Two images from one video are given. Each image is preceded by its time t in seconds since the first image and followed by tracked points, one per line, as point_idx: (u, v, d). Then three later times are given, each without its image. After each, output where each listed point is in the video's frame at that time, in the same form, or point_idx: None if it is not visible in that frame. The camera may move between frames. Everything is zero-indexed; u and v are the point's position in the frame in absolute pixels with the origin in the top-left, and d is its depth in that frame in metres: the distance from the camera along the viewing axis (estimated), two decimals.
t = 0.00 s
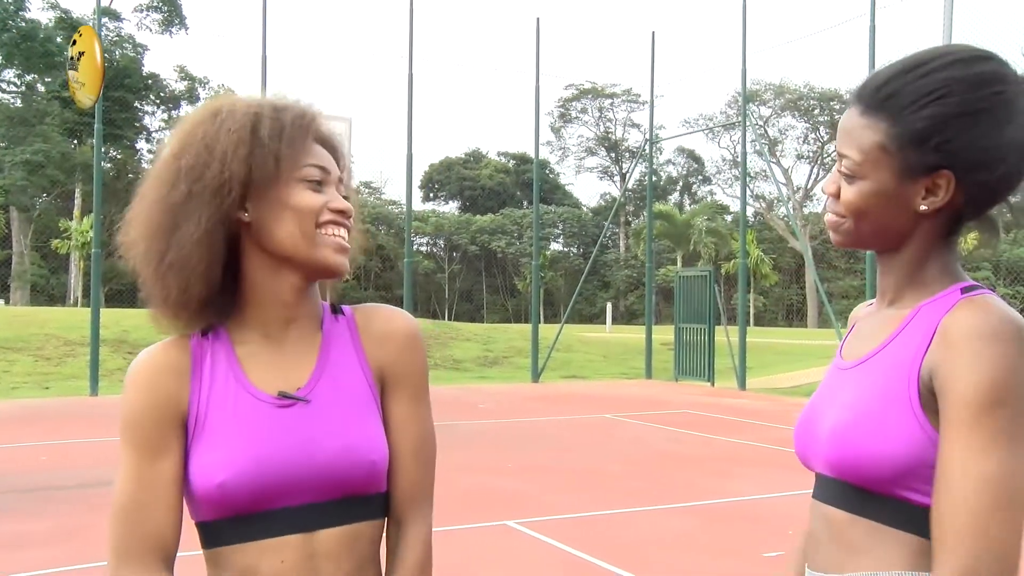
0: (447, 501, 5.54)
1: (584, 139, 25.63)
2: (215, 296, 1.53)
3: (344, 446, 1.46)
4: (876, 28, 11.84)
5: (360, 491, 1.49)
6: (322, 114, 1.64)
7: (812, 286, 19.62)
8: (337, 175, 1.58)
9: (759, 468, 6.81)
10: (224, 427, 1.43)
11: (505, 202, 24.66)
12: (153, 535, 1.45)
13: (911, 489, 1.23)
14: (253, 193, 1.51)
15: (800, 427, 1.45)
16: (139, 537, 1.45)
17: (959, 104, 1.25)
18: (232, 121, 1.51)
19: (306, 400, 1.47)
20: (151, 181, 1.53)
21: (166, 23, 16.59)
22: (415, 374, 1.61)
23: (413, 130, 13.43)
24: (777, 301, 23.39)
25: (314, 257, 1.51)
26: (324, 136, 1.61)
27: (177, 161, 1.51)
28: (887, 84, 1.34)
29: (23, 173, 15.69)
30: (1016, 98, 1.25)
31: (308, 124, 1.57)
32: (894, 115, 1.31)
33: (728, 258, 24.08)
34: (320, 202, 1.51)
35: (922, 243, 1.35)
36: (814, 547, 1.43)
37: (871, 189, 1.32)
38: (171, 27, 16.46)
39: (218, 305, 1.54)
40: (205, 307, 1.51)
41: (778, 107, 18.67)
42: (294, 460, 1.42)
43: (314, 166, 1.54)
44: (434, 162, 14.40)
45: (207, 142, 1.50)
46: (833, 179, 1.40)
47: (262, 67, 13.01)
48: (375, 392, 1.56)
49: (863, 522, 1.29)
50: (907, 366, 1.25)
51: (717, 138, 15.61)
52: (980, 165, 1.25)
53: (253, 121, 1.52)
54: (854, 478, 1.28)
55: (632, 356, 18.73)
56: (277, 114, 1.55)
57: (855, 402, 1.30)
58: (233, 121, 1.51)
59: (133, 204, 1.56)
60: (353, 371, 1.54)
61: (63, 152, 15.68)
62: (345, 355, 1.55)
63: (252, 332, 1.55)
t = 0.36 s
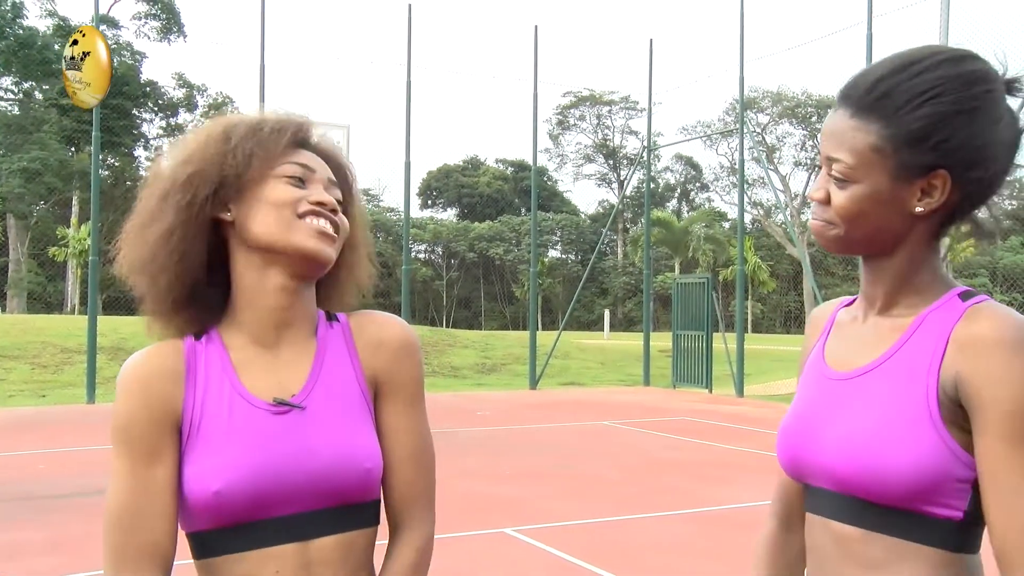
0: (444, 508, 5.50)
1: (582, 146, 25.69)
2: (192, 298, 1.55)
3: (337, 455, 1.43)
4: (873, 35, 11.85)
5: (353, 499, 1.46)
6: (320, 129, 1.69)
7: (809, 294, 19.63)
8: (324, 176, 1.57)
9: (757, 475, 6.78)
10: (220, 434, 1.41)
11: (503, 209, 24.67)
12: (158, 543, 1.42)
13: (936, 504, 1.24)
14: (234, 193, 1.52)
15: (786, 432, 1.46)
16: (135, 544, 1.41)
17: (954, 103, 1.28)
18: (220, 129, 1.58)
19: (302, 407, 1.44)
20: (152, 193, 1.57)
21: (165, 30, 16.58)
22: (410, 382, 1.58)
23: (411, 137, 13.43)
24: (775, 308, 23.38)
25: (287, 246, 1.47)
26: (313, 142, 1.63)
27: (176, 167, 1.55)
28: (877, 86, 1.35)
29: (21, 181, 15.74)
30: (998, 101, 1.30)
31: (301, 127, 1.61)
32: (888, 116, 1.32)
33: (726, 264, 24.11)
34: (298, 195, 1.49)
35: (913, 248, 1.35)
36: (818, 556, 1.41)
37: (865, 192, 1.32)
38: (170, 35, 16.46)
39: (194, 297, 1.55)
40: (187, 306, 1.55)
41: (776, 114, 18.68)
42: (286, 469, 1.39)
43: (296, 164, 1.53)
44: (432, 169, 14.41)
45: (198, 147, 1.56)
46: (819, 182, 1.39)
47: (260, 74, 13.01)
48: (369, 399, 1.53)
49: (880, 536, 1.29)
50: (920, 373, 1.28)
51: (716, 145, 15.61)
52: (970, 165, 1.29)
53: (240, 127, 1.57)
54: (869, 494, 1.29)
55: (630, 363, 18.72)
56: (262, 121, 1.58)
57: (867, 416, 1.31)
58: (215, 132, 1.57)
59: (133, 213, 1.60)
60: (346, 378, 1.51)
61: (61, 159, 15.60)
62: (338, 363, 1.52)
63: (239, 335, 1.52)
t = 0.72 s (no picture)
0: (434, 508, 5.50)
1: (572, 147, 25.71)
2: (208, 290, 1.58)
3: (330, 456, 1.45)
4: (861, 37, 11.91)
5: (343, 501, 1.48)
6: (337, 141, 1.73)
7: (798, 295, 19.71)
8: (336, 185, 1.61)
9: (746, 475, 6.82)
10: (216, 432, 1.42)
11: (493, 209, 24.66)
12: (174, 542, 1.37)
13: (912, 507, 1.27)
14: (247, 189, 1.54)
15: (760, 432, 1.48)
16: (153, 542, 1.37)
17: (935, 102, 1.30)
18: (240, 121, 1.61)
19: (296, 408, 1.46)
20: (164, 180, 1.58)
21: (154, 29, 16.52)
22: (400, 388, 1.59)
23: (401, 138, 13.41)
24: (763, 308, 23.49)
25: (294, 253, 1.50)
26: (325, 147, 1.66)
27: (199, 152, 1.56)
28: (859, 81, 1.36)
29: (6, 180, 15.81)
30: (974, 102, 1.32)
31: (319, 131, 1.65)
32: (868, 112, 1.34)
33: (715, 266, 24.17)
34: (309, 202, 1.52)
35: (883, 249, 1.38)
36: (795, 558, 1.43)
37: (840, 189, 1.34)
38: (158, 34, 16.39)
39: (200, 294, 1.57)
40: (188, 296, 1.56)
41: (765, 116, 18.74)
42: (287, 466, 1.41)
43: (309, 169, 1.56)
44: (422, 169, 14.39)
45: (216, 138, 1.57)
46: (794, 176, 1.41)
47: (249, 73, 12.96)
48: (359, 401, 1.55)
49: (858, 539, 1.32)
50: (892, 375, 1.30)
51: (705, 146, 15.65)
52: (943, 165, 1.31)
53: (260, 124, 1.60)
54: (843, 496, 1.32)
55: (619, 364, 18.75)
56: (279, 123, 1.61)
57: (841, 418, 1.33)
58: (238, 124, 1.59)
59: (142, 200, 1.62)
60: (339, 380, 1.52)
61: (48, 159, 15.67)
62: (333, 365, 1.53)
63: (233, 332, 1.54)
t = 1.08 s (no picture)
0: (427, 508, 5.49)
1: (565, 146, 25.74)
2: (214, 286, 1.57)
3: (328, 456, 1.43)
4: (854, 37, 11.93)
5: (341, 501, 1.46)
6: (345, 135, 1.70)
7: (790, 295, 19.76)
8: (344, 185, 1.58)
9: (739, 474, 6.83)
10: (206, 432, 1.41)
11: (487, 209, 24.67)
12: (155, 544, 1.38)
13: (871, 513, 1.26)
14: (256, 189, 1.51)
15: (737, 431, 1.47)
16: (136, 544, 1.38)
17: (919, 105, 1.27)
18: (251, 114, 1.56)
19: (291, 406, 1.44)
20: (155, 174, 1.55)
21: (146, 28, 16.41)
22: (401, 384, 1.57)
23: (394, 137, 13.38)
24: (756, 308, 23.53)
25: (307, 261, 1.49)
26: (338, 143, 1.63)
27: (192, 146, 1.54)
28: (840, 82, 1.33)
29: None
30: (957, 104, 1.29)
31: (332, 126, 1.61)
32: (852, 114, 1.30)
33: (709, 266, 24.22)
34: (323, 208, 1.50)
35: (867, 250, 1.37)
36: (773, 559, 1.43)
37: (822, 193, 1.31)
38: (150, 32, 16.29)
39: (205, 292, 1.56)
40: (202, 291, 1.56)
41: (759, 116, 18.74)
42: (285, 465, 1.40)
43: (319, 171, 1.54)
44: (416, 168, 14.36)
45: (224, 129, 1.54)
46: (771, 177, 1.38)
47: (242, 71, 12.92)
48: (360, 399, 1.53)
49: (825, 544, 1.31)
50: (855, 380, 1.27)
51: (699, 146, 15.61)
52: (927, 168, 1.29)
53: (273, 117, 1.57)
54: (812, 499, 1.30)
55: (613, 363, 18.77)
56: (294, 117, 1.58)
57: (807, 422, 1.31)
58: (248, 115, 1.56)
59: (137, 191, 1.59)
60: (335, 378, 1.50)
61: (39, 158, 15.32)
62: (329, 359, 1.52)
63: (231, 333, 1.53)
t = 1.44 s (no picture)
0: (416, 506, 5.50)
1: (556, 144, 25.76)
2: (214, 285, 1.58)
3: (319, 454, 1.43)
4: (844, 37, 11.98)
5: (339, 498, 1.47)
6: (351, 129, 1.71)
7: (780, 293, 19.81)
8: (350, 188, 1.58)
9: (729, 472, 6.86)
10: (204, 431, 1.43)
11: (477, 207, 24.67)
12: (174, 545, 1.40)
13: (854, 511, 1.27)
14: (258, 186, 1.52)
15: (716, 430, 1.48)
16: (145, 542, 1.41)
17: (890, 99, 1.28)
18: (262, 111, 1.55)
19: (287, 405, 1.45)
20: (156, 164, 1.57)
21: (134, 25, 16.35)
22: (394, 377, 1.55)
23: (384, 134, 13.36)
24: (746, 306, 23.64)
25: (306, 263, 1.50)
26: (346, 145, 1.63)
27: (190, 139, 1.56)
28: (812, 76, 1.34)
29: None
30: (927, 96, 1.30)
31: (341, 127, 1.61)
32: (824, 108, 1.31)
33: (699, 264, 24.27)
34: (326, 210, 1.50)
35: (842, 246, 1.39)
36: (749, 557, 1.45)
37: (796, 188, 1.33)
38: (139, 29, 16.23)
39: (206, 290, 1.57)
40: (200, 295, 1.57)
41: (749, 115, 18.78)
42: (274, 465, 1.41)
43: (326, 172, 1.53)
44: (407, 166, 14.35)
45: (230, 126, 1.54)
46: (746, 172, 1.39)
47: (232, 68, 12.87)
48: (351, 392, 1.53)
49: (809, 547, 1.32)
50: (835, 378, 1.29)
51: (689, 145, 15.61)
52: (901, 161, 1.30)
53: (279, 116, 1.55)
54: (791, 498, 1.31)
55: (603, 361, 18.79)
56: (304, 115, 1.57)
57: (785, 418, 1.33)
58: (260, 113, 1.55)
59: (140, 182, 1.60)
60: (328, 374, 1.51)
61: (26, 155, 15.47)
62: (323, 358, 1.52)
63: (230, 332, 1.55)
